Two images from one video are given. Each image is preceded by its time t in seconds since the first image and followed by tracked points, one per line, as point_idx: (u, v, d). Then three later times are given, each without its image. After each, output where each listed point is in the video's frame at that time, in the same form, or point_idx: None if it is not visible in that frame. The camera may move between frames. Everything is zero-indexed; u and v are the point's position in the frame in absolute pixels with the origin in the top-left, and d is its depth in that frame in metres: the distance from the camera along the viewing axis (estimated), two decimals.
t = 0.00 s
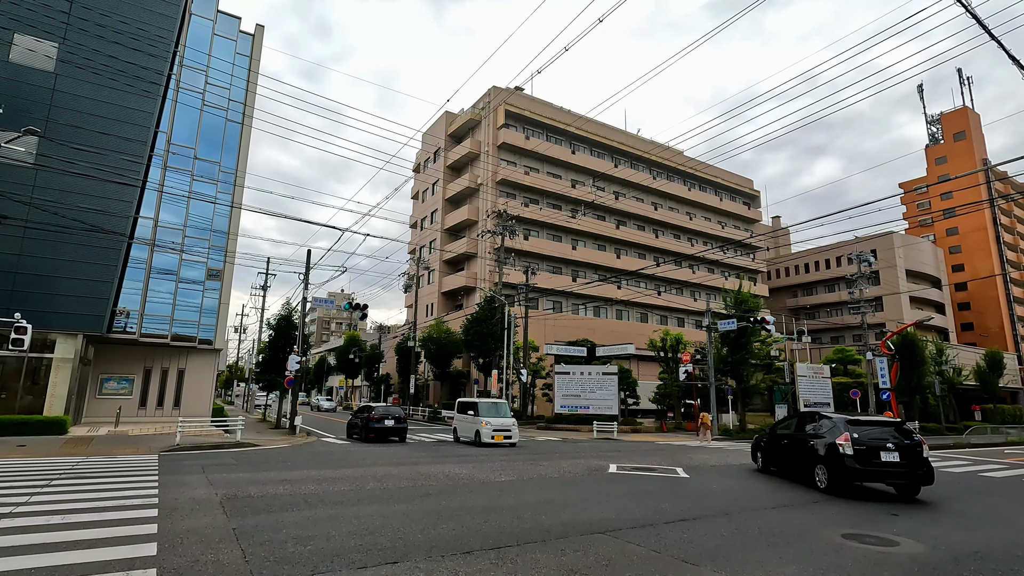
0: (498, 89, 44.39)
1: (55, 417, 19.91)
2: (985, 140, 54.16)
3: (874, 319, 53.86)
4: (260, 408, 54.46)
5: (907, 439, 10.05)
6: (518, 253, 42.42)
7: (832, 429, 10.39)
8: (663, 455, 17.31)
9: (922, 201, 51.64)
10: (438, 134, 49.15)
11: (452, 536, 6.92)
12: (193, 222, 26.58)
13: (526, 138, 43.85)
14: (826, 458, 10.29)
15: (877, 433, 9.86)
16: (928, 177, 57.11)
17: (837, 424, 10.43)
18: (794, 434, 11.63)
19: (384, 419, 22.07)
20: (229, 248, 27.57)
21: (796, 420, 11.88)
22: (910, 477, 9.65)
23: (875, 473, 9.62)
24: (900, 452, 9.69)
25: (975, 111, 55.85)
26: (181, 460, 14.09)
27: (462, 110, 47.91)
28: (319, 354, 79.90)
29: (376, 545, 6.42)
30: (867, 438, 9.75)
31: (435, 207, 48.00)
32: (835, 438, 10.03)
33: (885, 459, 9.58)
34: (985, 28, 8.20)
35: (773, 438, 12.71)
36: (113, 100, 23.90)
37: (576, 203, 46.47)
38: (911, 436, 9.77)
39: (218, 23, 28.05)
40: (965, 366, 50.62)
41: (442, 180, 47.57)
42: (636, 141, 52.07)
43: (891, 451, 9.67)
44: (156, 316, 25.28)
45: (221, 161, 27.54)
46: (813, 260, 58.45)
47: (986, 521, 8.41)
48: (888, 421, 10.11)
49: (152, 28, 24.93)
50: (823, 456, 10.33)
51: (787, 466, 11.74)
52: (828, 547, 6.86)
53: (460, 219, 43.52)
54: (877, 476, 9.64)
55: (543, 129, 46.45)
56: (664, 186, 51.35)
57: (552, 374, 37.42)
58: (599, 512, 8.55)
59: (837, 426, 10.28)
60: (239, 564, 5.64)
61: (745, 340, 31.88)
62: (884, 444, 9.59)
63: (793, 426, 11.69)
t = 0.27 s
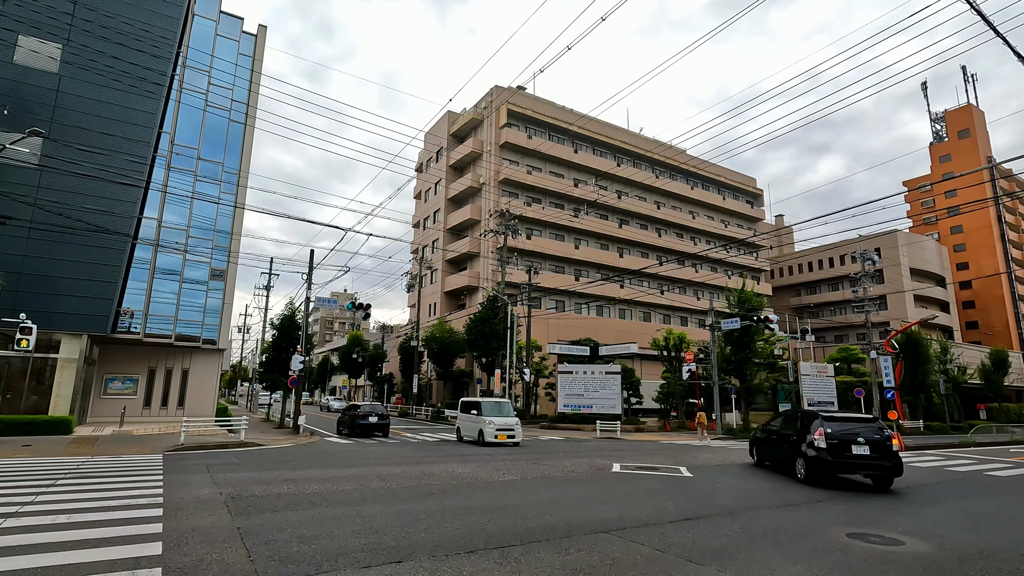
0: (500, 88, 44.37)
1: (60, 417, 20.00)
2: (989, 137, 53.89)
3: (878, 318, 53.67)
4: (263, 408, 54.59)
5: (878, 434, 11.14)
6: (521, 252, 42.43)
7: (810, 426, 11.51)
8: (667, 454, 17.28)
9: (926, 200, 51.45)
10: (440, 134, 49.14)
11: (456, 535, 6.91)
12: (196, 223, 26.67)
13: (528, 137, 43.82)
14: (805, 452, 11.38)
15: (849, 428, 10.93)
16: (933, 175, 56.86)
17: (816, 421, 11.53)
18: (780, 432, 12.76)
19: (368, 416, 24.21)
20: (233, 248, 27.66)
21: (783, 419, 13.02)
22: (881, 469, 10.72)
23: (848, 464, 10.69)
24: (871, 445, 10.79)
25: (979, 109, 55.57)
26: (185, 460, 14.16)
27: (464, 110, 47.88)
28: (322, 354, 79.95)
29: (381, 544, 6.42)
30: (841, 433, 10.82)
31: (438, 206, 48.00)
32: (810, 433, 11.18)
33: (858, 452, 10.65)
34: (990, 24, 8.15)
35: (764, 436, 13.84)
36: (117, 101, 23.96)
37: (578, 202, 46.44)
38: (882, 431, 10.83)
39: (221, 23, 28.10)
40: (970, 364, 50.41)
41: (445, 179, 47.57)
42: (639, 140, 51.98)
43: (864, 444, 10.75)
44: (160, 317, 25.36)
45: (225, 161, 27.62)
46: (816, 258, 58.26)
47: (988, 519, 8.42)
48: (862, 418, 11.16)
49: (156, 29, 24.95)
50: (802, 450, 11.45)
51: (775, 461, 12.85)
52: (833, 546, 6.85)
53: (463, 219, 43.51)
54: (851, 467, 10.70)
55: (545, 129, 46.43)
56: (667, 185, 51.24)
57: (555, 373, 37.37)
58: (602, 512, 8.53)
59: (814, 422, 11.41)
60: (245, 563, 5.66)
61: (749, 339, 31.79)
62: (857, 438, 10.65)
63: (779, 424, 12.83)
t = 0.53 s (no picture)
0: (499, 87, 44.33)
1: (59, 416, 19.99)
2: (988, 136, 53.93)
3: (877, 317, 53.71)
4: (263, 407, 54.55)
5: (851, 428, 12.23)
6: (521, 251, 42.43)
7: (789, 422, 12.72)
8: (666, 454, 17.26)
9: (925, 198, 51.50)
10: (439, 133, 49.08)
11: (455, 534, 6.91)
12: (195, 222, 26.64)
13: (527, 136, 43.81)
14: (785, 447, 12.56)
15: (822, 424, 12.09)
16: (931, 174, 56.91)
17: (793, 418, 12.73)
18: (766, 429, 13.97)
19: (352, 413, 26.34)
20: (231, 248, 27.63)
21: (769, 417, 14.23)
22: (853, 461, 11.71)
23: (821, 457, 11.78)
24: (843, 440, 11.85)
25: (978, 107, 55.62)
26: (184, 460, 14.17)
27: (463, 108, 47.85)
28: (321, 353, 79.96)
29: (380, 544, 6.41)
30: (813, 428, 11.94)
31: (437, 206, 47.95)
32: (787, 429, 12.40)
33: (829, 445, 11.73)
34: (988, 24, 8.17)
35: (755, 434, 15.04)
36: (116, 100, 23.90)
37: (577, 201, 46.43)
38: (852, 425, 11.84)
39: (219, 22, 28.04)
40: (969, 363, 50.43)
41: (444, 178, 47.54)
42: (638, 139, 51.97)
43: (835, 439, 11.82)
44: (159, 316, 25.32)
45: (223, 160, 27.58)
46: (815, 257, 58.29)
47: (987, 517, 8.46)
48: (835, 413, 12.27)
49: (154, 28, 24.86)
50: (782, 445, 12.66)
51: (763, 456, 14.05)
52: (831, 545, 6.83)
53: (462, 218, 43.48)
54: (825, 459, 11.81)
55: (544, 128, 46.42)
56: (666, 184, 51.22)
57: (554, 372, 37.35)
58: (601, 511, 8.54)
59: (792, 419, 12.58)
60: (244, 563, 5.65)
61: (748, 338, 31.82)
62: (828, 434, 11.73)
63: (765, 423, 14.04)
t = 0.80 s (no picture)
0: (496, 85, 44.27)
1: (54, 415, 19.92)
2: (984, 135, 54.11)
3: (872, 315, 53.93)
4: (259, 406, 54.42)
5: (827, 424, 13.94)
6: (518, 250, 42.43)
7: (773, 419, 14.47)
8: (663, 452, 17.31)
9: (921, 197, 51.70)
10: (437, 131, 48.99)
11: (450, 533, 6.90)
12: (190, 220, 26.51)
13: (524, 135, 43.76)
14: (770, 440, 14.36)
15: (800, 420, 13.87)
16: (927, 173, 57.13)
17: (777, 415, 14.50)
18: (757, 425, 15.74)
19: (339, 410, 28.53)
20: (228, 246, 27.51)
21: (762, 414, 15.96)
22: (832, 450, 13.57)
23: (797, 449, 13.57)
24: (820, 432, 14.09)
25: (973, 107, 55.80)
26: (179, 458, 14.13)
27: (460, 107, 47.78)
28: (318, 352, 79.94)
29: (375, 542, 6.40)
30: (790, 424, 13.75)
31: (434, 204, 47.89)
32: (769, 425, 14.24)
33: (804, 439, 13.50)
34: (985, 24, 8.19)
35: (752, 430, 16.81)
36: (111, 98, 23.78)
37: (574, 199, 46.43)
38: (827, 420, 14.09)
39: (215, 19, 27.92)
40: (964, 361, 50.70)
41: (441, 177, 47.49)
42: (635, 137, 52.03)
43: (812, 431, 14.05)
44: (155, 314, 25.22)
45: (219, 158, 27.46)
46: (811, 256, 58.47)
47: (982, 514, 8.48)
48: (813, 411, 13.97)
49: (150, 25, 24.75)
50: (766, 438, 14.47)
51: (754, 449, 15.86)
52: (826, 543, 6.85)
53: (459, 216, 43.44)
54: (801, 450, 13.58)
55: (542, 126, 46.40)
56: (663, 183, 51.28)
57: (551, 371, 37.36)
58: (597, 509, 8.57)
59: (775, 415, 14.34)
60: (238, 561, 5.64)
61: (744, 337, 31.93)
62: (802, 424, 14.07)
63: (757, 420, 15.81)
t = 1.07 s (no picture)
0: (493, 83, 44.17)
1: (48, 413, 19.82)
2: (979, 135, 54.34)
3: (867, 314, 54.16)
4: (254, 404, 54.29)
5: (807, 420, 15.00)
6: (514, 248, 42.41)
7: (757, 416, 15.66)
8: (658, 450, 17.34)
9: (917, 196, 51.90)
10: (433, 129, 48.84)
11: (445, 531, 6.90)
12: (185, 218, 26.41)
13: (520, 133, 43.74)
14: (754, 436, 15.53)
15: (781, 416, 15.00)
16: (921, 172, 57.38)
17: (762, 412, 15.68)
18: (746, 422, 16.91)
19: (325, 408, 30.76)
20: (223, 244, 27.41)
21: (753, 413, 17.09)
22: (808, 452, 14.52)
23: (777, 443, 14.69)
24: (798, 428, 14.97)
25: (968, 107, 56.03)
26: (173, 456, 14.09)
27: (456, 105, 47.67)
28: (314, 350, 79.76)
29: (370, 541, 6.39)
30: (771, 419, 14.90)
31: (430, 202, 47.78)
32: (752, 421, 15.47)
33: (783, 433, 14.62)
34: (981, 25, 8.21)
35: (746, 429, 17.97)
36: (104, 94, 23.62)
37: (571, 198, 46.43)
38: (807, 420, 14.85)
39: (210, 16, 27.75)
40: (957, 360, 50.98)
41: (437, 175, 47.40)
42: (631, 136, 52.07)
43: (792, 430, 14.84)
44: (149, 312, 25.10)
45: (213, 156, 27.36)
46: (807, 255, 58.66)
47: (973, 512, 8.54)
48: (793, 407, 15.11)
49: (144, 22, 24.60)
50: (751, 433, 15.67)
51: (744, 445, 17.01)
52: (819, 540, 6.88)
53: (455, 215, 43.38)
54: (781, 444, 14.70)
55: (538, 125, 46.36)
56: (659, 181, 51.33)
57: (548, 369, 37.39)
58: (592, 507, 8.59)
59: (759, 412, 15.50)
60: (231, 560, 5.62)
61: (739, 335, 32.04)
62: (782, 421, 14.84)
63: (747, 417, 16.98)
